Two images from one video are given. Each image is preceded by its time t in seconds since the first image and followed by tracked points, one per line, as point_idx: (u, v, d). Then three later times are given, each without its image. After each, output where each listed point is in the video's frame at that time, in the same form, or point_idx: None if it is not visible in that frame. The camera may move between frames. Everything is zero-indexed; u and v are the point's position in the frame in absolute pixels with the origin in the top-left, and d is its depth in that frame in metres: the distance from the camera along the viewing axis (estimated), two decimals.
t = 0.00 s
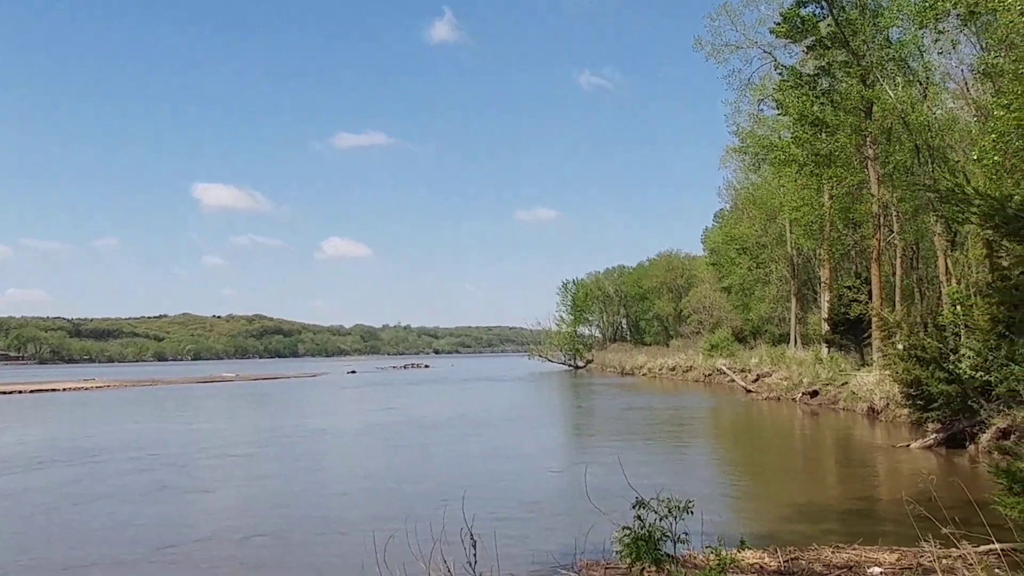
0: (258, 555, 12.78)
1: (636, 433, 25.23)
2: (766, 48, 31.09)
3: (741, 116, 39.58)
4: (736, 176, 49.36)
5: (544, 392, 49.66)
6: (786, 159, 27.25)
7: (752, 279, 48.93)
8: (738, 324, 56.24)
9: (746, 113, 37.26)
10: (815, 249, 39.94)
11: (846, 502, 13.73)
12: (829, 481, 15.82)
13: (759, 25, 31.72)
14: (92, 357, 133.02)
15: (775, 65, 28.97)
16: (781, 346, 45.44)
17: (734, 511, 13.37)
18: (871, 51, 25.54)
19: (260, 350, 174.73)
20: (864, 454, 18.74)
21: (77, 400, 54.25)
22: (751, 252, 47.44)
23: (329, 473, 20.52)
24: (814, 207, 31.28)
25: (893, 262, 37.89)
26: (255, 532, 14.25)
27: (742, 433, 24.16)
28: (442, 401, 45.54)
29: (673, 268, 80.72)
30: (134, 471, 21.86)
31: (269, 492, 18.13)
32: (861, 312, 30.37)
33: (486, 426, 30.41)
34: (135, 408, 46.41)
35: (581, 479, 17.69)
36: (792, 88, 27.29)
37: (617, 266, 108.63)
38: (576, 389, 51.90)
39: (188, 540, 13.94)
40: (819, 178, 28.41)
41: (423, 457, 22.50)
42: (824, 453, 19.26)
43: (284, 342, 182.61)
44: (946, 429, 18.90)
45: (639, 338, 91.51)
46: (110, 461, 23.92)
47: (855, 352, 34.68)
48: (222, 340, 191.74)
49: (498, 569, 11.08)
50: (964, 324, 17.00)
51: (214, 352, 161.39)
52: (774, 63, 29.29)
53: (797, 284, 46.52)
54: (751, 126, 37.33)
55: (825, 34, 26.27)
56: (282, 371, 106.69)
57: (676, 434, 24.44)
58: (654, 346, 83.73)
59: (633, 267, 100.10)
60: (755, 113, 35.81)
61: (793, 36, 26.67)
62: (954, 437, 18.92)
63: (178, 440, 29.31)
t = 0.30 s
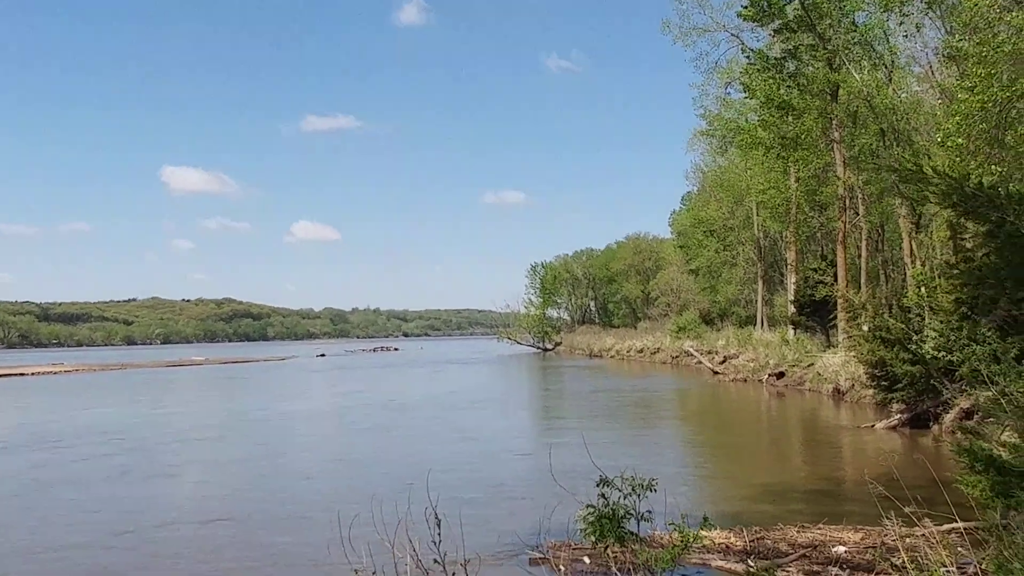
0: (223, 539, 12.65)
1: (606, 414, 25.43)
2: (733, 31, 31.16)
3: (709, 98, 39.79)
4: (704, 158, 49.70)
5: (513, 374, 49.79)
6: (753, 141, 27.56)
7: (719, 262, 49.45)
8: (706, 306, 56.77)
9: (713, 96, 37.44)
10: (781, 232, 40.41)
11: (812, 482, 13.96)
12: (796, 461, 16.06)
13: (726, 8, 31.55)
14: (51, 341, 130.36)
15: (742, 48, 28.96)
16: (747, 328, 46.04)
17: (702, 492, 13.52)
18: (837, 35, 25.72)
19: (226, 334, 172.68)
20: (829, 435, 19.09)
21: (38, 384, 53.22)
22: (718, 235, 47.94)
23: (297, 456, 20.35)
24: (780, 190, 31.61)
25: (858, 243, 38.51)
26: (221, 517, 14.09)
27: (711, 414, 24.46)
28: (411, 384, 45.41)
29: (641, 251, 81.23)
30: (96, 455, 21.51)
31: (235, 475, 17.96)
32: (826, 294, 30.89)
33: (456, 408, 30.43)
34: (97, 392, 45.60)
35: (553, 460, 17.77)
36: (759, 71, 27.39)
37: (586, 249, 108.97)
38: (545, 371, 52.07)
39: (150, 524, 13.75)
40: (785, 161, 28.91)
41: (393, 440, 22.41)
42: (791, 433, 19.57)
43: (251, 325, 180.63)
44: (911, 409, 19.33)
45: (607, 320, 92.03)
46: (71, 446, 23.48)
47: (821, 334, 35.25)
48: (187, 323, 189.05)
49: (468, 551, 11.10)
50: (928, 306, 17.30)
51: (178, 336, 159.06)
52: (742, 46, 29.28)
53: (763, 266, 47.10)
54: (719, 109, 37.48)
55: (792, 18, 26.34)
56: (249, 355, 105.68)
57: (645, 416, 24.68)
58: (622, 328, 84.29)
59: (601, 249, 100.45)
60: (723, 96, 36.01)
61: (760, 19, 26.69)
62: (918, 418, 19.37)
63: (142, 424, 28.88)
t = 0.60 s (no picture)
0: (192, 523, 12.55)
1: (579, 395, 25.61)
2: (706, 13, 31.17)
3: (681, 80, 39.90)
4: (676, 140, 49.93)
5: (487, 356, 49.86)
6: (724, 124, 27.81)
7: (691, 243, 49.81)
8: (678, 287, 57.14)
9: (686, 78, 37.54)
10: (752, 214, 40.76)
11: (781, 461, 14.20)
12: (767, 440, 16.28)
13: None
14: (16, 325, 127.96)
15: (714, 31, 28.87)
16: (719, 309, 46.51)
17: (674, 471, 13.69)
18: (808, 17, 25.84)
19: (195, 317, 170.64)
20: (799, 414, 19.41)
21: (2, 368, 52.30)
22: (690, 216, 48.27)
23: (269, 439, 20.21)
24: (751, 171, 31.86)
25: (828, 224, 38.98)
26: (191, 500, 13.98)
27: (683, 394, 24.73)
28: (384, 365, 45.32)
29: (614, 233, 81.51)
30: (63, 440, 21.23)
31: (206, 458, 17.84)
32: (797, 275, 31.30)
33: (430, 390, 30.46)
34: (64, 377, 44.92)
35: (527, 441, 17.84)
36: (730, 53, 27.43)
37: (559, 231, 109.11)
38: (519, 352, 52.29)
39: (118, 509, 13.62)
40: (756, 143, 29.26)
41: (366, 422, 22.36)
42: (761, 413, 19.86)
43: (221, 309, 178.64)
44: (879, 388, 19.72)
45: (580, 302, 92.36)
46: (37, 430, 23.14)
47: (791, 315, 35.71)
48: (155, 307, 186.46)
49: (440, 532, 11.15)
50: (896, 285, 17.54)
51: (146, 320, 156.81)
52: (714, 28, 29.19)
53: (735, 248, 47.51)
54: (691, 91, 37.54)
55: None
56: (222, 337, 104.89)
57: (618, 396, 24.90)
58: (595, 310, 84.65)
59: (574, 231, 100.65)
60: (695, 78, 36.13)
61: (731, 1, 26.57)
62: (886, 396, 19.79)
63: (111, 408, 28.54)
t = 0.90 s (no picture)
0: (168, 517, 12.43)
1: (559, 385, 25.69)
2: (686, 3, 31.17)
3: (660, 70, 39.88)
4: (656, 130, 50.00)
5: (467, 346, 49.81)
6: (704, 114, 27.79)
7: (670, 234, 49.96)
8: (658, 277, 57.42)
9: (665, 68, 37.55)
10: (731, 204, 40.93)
11: (759, 449, 14.33)
12: (744, 429, 16.42)
13: None
14: None
15: (694, 21, 28.81)
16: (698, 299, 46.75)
17: (654, 460, 13.78)
18: (787, 8, 25.95)
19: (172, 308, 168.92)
20: (776, 402, 19.60)
21: None
22: (669, 207, 48.40)
23: (247, 431, 20.06)
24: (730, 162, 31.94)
25: (806, 214, 39.26)
26: (167, 494, 13.84)
27: (662, 383, 24.88)
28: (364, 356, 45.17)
29: (595, 224, 81.59)
30: (37, 433, 20.94)
31: (183, 451, 17.68)
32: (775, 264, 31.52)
33: (409, 381, 30.40)
34: (38, 369, 44.27)
35: (507, 431, 17.88)
36: (710, 43, 27.43)
37: (539, 222, 109.06)
38: (499, 342, 52.28)
39: (94, 503, 13.46)
40: (736, 134, 29.29)
41: (345, 413, 22.29)
42: (740, 401, 20.04)
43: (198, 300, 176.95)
44: (855, 376, 20.03)
45: (560, 292, 92.43)
46: (10, 424, 22.79)
47: (768, 304, 35.99)
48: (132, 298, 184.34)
49: (420, 522, 11.13)
50: (873, 275, 17.72)
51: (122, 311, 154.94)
52: (694, 19, 29.14)
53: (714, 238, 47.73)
54: (670, 82, 37.62)
55: None
56: (200, 329, 104.03)
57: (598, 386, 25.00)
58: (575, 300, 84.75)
59: (554, 221, 100.64)
60: (675, 69, 36.17)
61: None
62: (862, 384, 20.13)
63: (86, 401, 28.20)
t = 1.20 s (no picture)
0: (146, 510, 12.33)
1: (540, 374, 25.78)
2: None
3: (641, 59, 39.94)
4: (636, 119, 50.08)
5: (449, 336, 49.80)
6: (684, 103, 27.92)
7: (651, 222, 50.15)
8: (638, 266, 57.68)
9: (645, 57, 37.62)
10: (711, 192, 41.13)
11: (738, 435, 14.49)
12: (724, 416, 16.56)
13: None
14: None
15: (674, 9, 28.68)
16: (678, 287, 47.00)
17: (634, 447, 13.89)
18: None
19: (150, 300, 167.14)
20: (755, 389, 19.80)
21: None
22: (650, 196, 48.60)
23: (227, 422, 19.94)
24: (710, 150, 32.10)
25: (785, 202, 39.57)
26: (145, 485, 13.78)
27: (642, 372, 25.05)
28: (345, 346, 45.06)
29: (575, 213, 81.68)
30: (13, 426, 20.71)
31: (162, 443, 17.57)
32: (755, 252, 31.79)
33: (391, 370, 30.40)
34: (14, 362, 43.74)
35: (488, 420, 17.92)
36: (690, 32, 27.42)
37: (520, 211, 108.94)
38: (481, 332, 52.33)
39: (71, 496, 13.35)
40: (715, 123, 29.44)
41: (326, 403, 22.24)
42: (719, 389, 20.21)
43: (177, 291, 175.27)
44: (833, 363, 20.33)
45: (542, 281, 92.54)
46: None
47: (748, 292, 36.26)
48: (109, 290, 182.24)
49: (401, 512, 11.12)
50: (851, 263, 17.85)
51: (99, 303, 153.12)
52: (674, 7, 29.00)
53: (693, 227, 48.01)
54: (651, 71, 37.67)
55: None
56: (180, 320, 103.25)
57: (579, 375, 25.11)
58: (556, 289, 84.91)
59: (535, 211, 100.58)
60: (655, 57, 36.25)
61: None
62: (840, 370, 20.47)
63: (64, 393, 27.92)
